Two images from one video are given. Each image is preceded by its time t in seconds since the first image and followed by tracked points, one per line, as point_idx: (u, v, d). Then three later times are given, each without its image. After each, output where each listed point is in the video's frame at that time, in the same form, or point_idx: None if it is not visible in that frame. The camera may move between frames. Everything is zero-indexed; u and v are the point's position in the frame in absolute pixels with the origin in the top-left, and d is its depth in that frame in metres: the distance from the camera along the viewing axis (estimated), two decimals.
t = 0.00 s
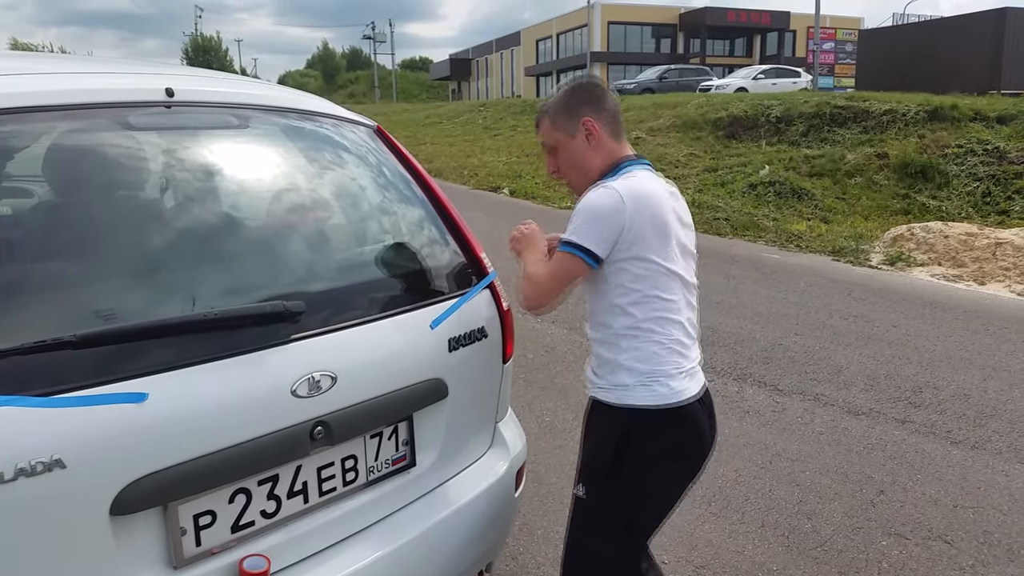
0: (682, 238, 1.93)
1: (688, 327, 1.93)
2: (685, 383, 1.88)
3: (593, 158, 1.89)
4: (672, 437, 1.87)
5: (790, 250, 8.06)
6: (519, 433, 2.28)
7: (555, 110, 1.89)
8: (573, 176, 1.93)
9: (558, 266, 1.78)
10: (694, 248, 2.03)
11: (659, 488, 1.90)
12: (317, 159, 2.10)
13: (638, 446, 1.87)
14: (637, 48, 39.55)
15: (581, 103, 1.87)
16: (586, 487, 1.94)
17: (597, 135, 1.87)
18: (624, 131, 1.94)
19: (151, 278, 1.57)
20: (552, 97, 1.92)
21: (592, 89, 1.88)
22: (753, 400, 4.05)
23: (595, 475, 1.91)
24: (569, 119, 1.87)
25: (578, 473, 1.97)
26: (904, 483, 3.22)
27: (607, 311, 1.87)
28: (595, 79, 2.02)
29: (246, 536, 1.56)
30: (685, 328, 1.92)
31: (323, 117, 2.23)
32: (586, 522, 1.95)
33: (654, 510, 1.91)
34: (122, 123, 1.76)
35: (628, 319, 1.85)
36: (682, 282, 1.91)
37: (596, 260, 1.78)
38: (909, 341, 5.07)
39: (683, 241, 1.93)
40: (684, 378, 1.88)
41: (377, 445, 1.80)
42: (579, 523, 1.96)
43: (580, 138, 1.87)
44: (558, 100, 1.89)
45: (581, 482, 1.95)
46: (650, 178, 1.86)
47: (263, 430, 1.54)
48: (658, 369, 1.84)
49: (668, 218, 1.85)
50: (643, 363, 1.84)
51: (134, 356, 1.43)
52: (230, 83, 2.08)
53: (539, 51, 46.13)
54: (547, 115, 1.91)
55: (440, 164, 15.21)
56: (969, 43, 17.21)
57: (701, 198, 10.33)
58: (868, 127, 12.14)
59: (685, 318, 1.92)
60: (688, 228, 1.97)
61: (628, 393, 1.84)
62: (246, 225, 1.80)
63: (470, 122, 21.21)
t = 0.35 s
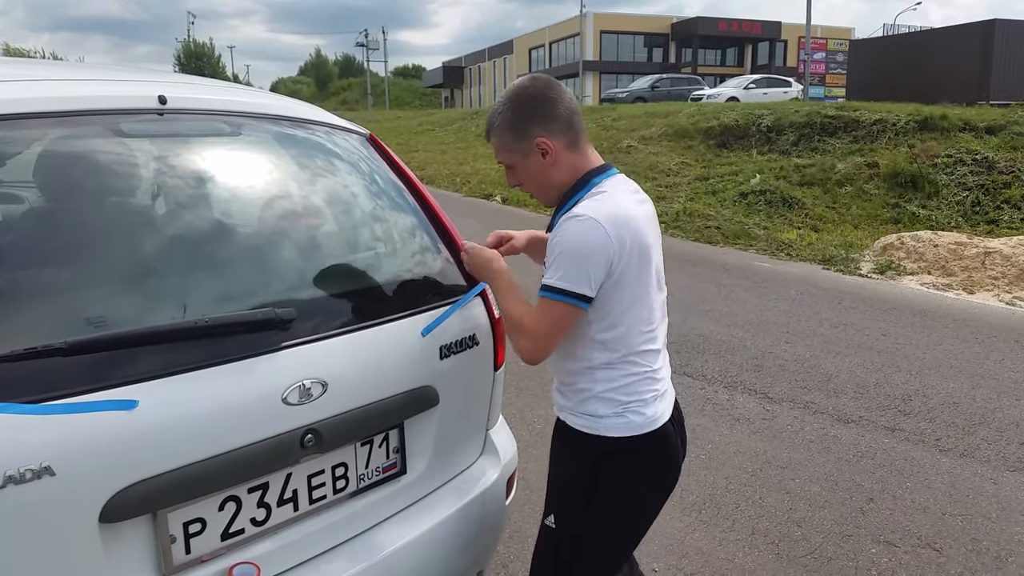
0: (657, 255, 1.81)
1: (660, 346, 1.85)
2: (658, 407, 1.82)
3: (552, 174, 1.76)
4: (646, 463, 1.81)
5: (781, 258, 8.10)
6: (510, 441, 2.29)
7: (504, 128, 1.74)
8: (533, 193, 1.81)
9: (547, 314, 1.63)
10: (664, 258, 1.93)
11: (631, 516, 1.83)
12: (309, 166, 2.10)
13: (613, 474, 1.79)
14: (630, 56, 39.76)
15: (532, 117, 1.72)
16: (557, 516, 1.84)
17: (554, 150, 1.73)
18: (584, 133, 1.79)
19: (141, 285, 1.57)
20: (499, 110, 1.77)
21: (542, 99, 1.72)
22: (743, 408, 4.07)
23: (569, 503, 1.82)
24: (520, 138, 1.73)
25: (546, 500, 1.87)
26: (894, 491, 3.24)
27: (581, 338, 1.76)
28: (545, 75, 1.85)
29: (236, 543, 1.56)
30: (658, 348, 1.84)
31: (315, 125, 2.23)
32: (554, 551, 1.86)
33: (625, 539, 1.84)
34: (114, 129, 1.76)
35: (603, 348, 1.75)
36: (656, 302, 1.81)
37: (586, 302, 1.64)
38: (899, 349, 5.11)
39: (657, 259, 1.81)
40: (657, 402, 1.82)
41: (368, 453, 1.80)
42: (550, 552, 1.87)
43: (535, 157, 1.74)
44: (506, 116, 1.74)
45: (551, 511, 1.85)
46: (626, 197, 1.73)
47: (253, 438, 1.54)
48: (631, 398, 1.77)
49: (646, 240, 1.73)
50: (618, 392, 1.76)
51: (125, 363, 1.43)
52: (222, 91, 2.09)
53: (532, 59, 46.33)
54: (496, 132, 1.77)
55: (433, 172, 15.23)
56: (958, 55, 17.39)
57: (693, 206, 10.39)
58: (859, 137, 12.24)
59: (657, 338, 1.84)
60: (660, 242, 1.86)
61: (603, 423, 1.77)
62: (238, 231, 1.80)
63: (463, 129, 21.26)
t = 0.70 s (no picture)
0: (641, 273, 1.73)
1: (648, 366, 1.79)
2: (649, 429, 1.77)
3: (520, 196, 1.68)
4: (637, 490, 1.76)
5: (783, 263, 8.10)
6: (513, 445, 2.28)
7: (466, 150, 1.66)
8: (503, 215, 1.74)
9: (518, 348, 1.56)
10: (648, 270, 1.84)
11: (623, 543, 1.79)
12: (313, 170, 2.11)
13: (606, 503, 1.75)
14: (632, 60, 39.79)
15: (493, 138, 1.64)
16: (548, 546, 1.80)
17: (519, 172, 1.65)
18: (553, 150, 1.70)
19: (146, 288, 1.58)
20: (461, 129, 1.69)
21: (504, 119, 1.64)
22: (745, 413, 4.06)
23: (561, 532, 1.78)
24: (483, 160, 1.65)
25: (537, 530, 1.84)
26: (896, 497, 3.23)
27: (568, 369, 1.69)
28: (511, 88, 1.75)
29: (239, 547, 1.56)
30: (646, 369, 1.78)
31: (319, 129, 2.24)
32: None
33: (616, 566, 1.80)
34: (120, 133, 1.77)
35: (591, 378, 1.68)
36: (642, 322, 1.74)
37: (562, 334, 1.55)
38: (902, 354, 5.10)
39: (642, 277, 1.73)
40: (648, 424, 1.77)
41: (371, 457, 1.80)
42: None
43: (500, 179, 1.66)
44: (468, 137, 1.66)
45: (542, 541, 1.81)
46: (604, 216, 1.64)
47: (257, 442, 1.54)
48: (623, 425, 1.72)
49: (630, 263, 1.64)
50: (609, 421, 1.71)
51: (129, 366, 1.43)
52: (227, 94, 2.10)
53: (535, 63, 46.40)
54: (459, 153, 1.69)
55: (435, 175, 15.25)
56: (960, 60, 17.39)
57: (695, 211, 10.39)
58: (861, 141, 12.24)
59: (645, 358, 1.77)
60: (644, 256, 1.77)
61: (594, 453, 1.72)
62: (241, 235, 1.81)
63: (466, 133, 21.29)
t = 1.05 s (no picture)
0: (646, 271, 1.73)
1: (650, 364, 1.79)
2: (650, 427, 1.77)
3: (528, 191, 1.67)
4: (638, 486, 1.76)
5: (786, 258, 8.09)
6: (515, 440, 2.29)
7: (473, 145, 1.64)
8: (510, 209, 1.73)
9: (517, 340, 1.56)
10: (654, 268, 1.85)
11: (622, 543, 1.79)
12: (315, 164, 2.11)
13: (606, 502, 1.75)
14: (635, 55, 39.69)
15: (501, 134, 1.62)
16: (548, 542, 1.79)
17: (527, 167, 1.64)
18: (560, 145, 1.69)
19: (149, 283, 1.58)
20: (468, 124, 1.67)
21: (512, 114, 1.62)
22: (747, 408, 4.06)
23: (561, 529, 1.77)
24: (490, 156, 1.63)
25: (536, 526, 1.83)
26: (899, 492, 3.23)
27: (569, 364, 1.69)
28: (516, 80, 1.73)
29: (242, 541, 1.56)
30: (648, 368, 1.78)
31: (321, 124, 2.24)
32: None
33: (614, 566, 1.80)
34: (122, 128, 1.77)
35: (593, 375, 1.69)
36: (646, 320, 1.74)
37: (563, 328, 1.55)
38: (905, 350, 5.09)
39: (646, 276, 1.73)
40: (649, 422, 1.77)
41: (374, 452, 1.80)
42: None
43: (507, 174, 1.65)
44: (475, 132, 1.64)
45: (542, 537, 1.80)
46: (610, 214, 1.63)
47: (260, 436, 1.54)
48: (624, 422, 1.72)
49: (634, 260, 1.64)
50: (609, 418, 1.71)
51: (133, 361, 1.43)
52: (229, 90, 2.09)
53: (537, 58, 46.31)
54: (466, 148, 1.67)
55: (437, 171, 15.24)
56: (964, 54, 17.30)
57: (698, 206, 10.37)
58: (864, 136, 12.20)
59: (647, 356, 1.78)
60: (649, 255, 1.77)
61: (594, 450, 1.72)
62: (244, 229, 1.81)
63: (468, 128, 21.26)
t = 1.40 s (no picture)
0: (657, 263, 1.73)
1: (666, 353, 1.80)
2: (672, 415, 1.78)
3: (531, 198, 1.67)
4: (661, 475, 1.77)
5: (789, 255, 8.07)
6: (520, 439, 2.29)
7: (475, 154, 1.64)
8: (516, 214, 1.73)
9: (540, 347, 1.55)
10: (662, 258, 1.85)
11: (645, 534, 1.81)
12: (317, 165, 2.11)
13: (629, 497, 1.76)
14: (636, 53, 39.62)
15: (503, 143, 1.61)
16: (572, 535, 1.81)
17: (530, 175, 1.63)
18: (564, 150, 1.68)
19: (152, 285, 1.58)
20: (470, 132, 1.66)
21: (513, 123, 1.61)
22: (752, 405, 4.06)
23: (585, 524, 1.78)
24: (492, 164, 1.63)
25: (560, 519, 1.84)
26: (905, 487, 3.22)
27: (589, 361, 1.69)
28: (519, 85, 1.71)
29: (248, 542, 1.56)
30: (665, 357, 1.79)
31: (323, 124, 2.24)
32: (567, 569, 1.83)
33: (633, 560, 1.82)
34: (124, 131, 1.77)
35: (613, 369, 1.69)
36: (660, 311, 1.75)
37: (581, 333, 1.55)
38: (910, 345, 5.07)
39: (658, 267, 1.73)
40: (670, 410, 1.78)
41: (378, 451, 1.81)
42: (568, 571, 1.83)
43: (511, 182, 1.65)
44: (477, 140, 1.64)
45: (566, 530, 1.82)
46: (619, 211, 1.63)
47: (264, 437, 1.54)
48: (647, 411, 1.72)
49: (646, 253, 1.64)
50: (632, 409, 1.71)
51: (136, 363, 1.44)
52: (230, 91, 2.09)
53: (538, 57, 46.28)
54: (469, 156, 1.67)
55: (439, 170, 15.24)
56: (967, 47, 17.22)
57: (700, 203, 10.35)
58: (867, 131, 12.16)
59: (663, 345, 1.78)
60: (658, 245, 1.77)
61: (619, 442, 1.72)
62: (247, 231, 1.81)
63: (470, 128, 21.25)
